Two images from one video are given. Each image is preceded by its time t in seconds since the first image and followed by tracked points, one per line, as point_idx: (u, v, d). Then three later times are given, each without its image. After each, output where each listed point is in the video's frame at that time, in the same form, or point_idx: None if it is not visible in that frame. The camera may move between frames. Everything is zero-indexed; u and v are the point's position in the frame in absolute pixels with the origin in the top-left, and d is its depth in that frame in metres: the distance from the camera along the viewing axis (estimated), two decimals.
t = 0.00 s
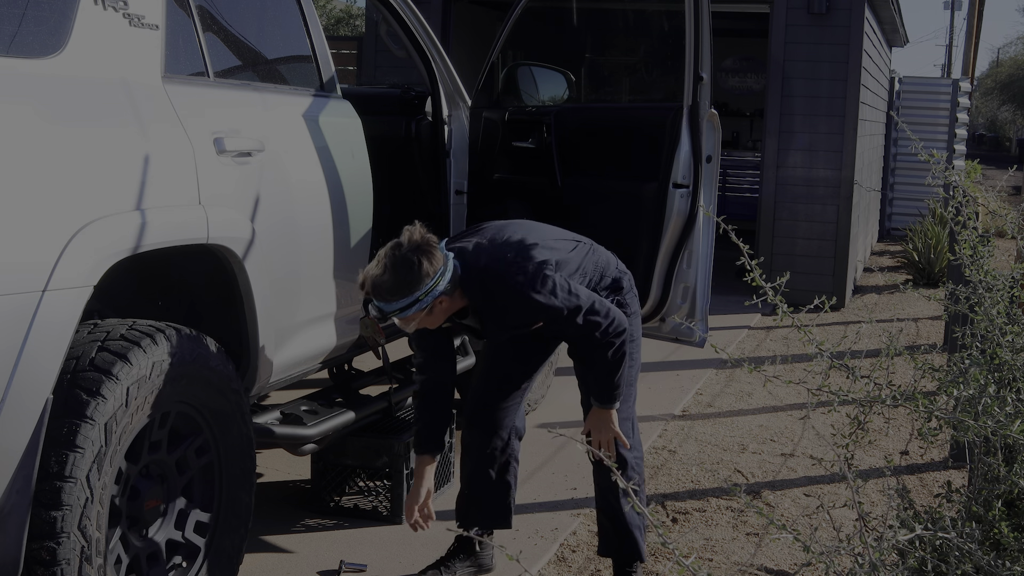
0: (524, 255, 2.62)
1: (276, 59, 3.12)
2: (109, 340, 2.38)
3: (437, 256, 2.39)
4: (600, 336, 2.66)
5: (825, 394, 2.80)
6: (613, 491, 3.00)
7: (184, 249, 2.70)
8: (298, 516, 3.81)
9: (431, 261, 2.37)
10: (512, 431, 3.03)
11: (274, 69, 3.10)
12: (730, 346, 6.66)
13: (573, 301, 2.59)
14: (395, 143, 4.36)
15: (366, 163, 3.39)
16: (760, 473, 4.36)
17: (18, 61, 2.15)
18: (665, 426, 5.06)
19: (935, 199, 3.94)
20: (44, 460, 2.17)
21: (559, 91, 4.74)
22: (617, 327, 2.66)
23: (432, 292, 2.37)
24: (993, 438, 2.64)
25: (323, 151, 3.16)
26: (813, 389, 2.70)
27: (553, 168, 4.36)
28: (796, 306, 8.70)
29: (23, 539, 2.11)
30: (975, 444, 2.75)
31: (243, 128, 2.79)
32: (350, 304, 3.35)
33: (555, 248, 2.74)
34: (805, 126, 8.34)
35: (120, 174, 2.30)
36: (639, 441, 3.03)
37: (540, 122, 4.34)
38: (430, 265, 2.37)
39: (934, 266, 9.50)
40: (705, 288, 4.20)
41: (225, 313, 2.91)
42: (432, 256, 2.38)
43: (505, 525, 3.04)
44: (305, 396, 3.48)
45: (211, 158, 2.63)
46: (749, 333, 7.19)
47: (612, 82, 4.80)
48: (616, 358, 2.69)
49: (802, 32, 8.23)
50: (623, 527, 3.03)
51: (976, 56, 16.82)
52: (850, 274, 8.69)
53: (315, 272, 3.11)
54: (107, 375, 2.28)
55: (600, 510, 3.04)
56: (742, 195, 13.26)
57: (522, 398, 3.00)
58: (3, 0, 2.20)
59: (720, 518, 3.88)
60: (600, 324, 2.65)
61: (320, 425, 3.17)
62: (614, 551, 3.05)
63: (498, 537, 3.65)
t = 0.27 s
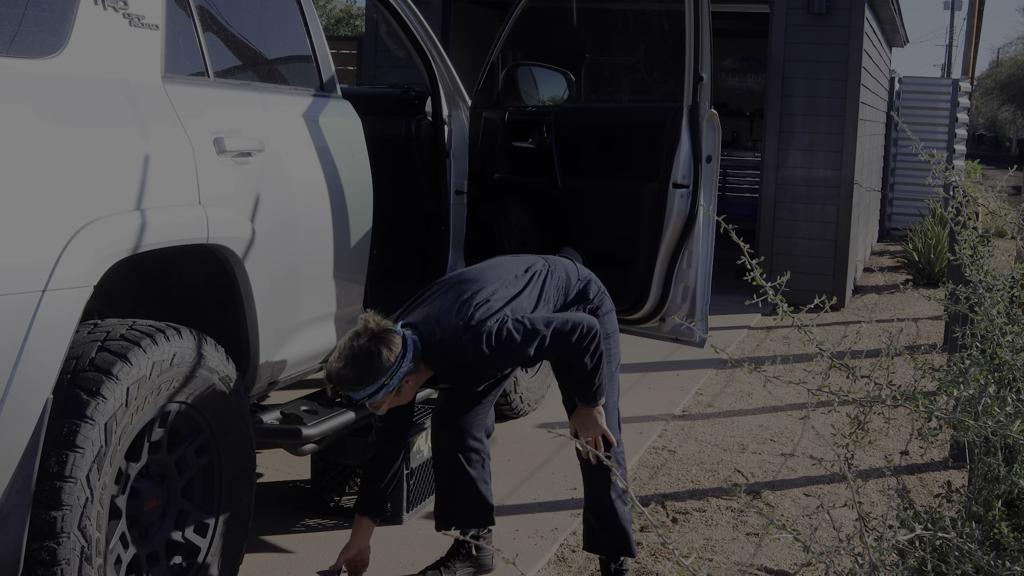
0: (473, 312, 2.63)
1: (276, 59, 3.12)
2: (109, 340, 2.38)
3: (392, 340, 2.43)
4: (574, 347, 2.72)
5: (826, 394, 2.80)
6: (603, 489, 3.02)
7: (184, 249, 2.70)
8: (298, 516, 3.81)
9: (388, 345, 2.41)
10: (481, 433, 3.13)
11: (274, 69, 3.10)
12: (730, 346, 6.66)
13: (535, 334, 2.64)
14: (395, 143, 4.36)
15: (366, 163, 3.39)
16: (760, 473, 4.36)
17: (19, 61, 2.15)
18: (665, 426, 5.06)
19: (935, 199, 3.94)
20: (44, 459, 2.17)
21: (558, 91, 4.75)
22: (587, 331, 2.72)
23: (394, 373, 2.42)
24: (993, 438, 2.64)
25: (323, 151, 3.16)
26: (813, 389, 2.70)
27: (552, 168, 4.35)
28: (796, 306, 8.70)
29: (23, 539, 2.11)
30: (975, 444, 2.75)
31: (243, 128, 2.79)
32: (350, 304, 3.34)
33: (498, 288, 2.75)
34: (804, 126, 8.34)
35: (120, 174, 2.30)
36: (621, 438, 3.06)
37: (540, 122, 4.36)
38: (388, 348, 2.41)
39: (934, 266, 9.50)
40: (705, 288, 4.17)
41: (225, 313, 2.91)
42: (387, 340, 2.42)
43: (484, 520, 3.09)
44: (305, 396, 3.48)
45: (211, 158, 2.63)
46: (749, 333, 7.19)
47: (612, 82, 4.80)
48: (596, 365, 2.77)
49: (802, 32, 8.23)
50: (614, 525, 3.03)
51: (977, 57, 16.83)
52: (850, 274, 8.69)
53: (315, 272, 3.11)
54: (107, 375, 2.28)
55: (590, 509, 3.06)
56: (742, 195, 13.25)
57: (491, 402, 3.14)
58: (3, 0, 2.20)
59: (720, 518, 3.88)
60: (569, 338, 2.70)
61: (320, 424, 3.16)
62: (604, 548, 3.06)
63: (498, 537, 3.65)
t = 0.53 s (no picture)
0: (460, 304, 2.63)
1: (276, 59, 3.12)
2: (109, 340, 2.38)
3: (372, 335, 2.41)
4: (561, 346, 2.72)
5: (826, 394, 2.80)
6: (596, 488, 3.02)
7: (184, 249, 2.70)
8: (298, 516, 3.81)
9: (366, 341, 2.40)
10: (480, 431, 3.12)
11: (274, 69, 3.10)
12: (730, 346, 6.66)
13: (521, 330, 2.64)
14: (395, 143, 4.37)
15: (366, 163, 3.39)
16: (760, 473, 4.36)
17: (19, 62, 2.15)
18: (665, 426, 5.06)
19: (935, 199, 3.94)
20: (44, 459, 2.17)
21: (559, 91, 4.76)
22: (574, 330, 2.73)
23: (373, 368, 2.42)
24: (993, 438, 2.64)
25: (323, 151, 3.16)
26: (813, 389, 2.70)
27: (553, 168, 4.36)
28: (796, 306, 8.70)
29: (23, 539, 2.11)
30: (975, 444, 2.75)
31: (243, 128, 2.79)
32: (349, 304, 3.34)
33: (486, 282, 2.75)
34: (804, 126, 8.34)
35: (120, 174, 2.30)
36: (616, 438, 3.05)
37: (540, 122, 4.36)
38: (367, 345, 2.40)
39: (934, 266, 9.50)
40: (705, 288, 4.17)
41: (225, 312, 2.91)
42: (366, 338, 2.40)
43: (481, 520, 3.10)
44: (305, 396, 3.48)
45: (211, 158, 2.63)
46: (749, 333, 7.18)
47: (611, 82, 4.78)
48: (584, 364, 2.75)
49: (802, 32, 8.23)
50: (609, 523, 3.03)
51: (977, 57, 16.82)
52: (850, 274, 8.69)
53: (315, 272, 3.11)
54: (107, 375, 2.28)
55: (586, 509, 3.06)
56: (742, 195, 13.25)
57: (491, 399, 3.12)
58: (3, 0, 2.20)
59: (720, 518, 3.88)
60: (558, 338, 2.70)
61: (320, 424, 3.16)
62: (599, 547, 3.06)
63: (499, 537, 3.65)
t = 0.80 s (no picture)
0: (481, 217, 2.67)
1: (276, 59, 3.12)
2: (109, 340, 2.38)
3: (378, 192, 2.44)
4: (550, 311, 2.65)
5: (826, 394, 2.80)
6: (587, 486, 3.02)
7: (184, 249, 2.70)
8: (298, 516, 3.81)
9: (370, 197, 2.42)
10: (493, 431, 3.11)
11: (274, 69, 3.10)
12: (730, 346, 6.66)
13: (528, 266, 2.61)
14: (395, 143, 4.37)
15: (366, 163, 3.39)
16: (760, 473, 4.36)
17: (19, 62, 2.15)
18: (665, 426, 5.06)
19: (935, 199, 3.94)
20: (44, 460, 2.17)
21: (559, 92, 4.77)
22: (567, 299, 2.65)
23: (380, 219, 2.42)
24: (993, 438, 2.64)
25: (323, 151, 3.16)
26: (813, 389, 2.70)
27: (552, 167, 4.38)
28: (796, 306, 8.70)
29: (23, 539, 2.11)
30: (975, 444, 2.75)
31: (243, 128, 2.79)
32: (349, 304, 3.34)
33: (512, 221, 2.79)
34: (804, 126, 8.34)
35: (119, 174, 2.30)
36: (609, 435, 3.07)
37: (540, 122, 4.36)
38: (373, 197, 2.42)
39: (934, 266, 9.50)
40: (705, 288, 4.13)
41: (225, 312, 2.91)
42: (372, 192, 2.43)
43: (490, 521, 3.11)
44: (305, 395, 3.48)
45: (211, 158, 2.63)
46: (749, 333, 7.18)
47: (611, 82, 4.70)
48: (563, 335, 2.68)
49: (802, 32, 8.23)
50: (602, 522, 3.04)
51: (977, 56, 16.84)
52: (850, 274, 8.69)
53: (315, 272, 3.11)
54: (107, 375, 2.28)
55: (579, 508, 3.05)
56: (742, 195, 13.25)
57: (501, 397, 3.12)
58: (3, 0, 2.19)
59: (720, 518, 3.88)
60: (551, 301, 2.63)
61: (320, 424, 3.17)
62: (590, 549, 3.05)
63: (499, 537, 3.65)
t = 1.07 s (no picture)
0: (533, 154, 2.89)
1: (276, 59, 3.12)
2: (109, 340, 2.38)
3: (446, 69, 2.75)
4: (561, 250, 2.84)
5: (826, 394, 2.80)
6: (565, 479, 2.96)
7: (184, 249, 2.70)
8: (298, 516, 3.81)
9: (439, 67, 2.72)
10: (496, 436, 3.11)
11: (274, 69, 3.10)
12: (730, 346, 6.66)
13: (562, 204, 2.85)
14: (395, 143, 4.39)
15: (366, 163, 3.39)
16: (760, 473, 4.36)
17: (19, 62, 2.15)
18: (665, 426, 5.06)
19: (935, 199, 3.94)
20: (44, 459, 2.17)
21: (559, 92, 4.76)
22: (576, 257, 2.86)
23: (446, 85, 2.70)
24: (993, 438, 2.64)
25: (323, 151, 3.16)
26: (813, 389, 2.70)
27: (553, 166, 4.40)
28: (797, 306, 8.69)
29: (23, 540, 2.11)
30: (975, 444, 2.75)
31: (243, 128, 2.79)
32: (350, 304, 3.34)
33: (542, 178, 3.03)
34: (804, 126, 8.34)
35: (119, 174, 2.30)
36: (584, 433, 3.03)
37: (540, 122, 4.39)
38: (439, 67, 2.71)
39: (934, 266, 9.50)
40: (705, 288, 4.08)
41: (225, 312, 2.91)
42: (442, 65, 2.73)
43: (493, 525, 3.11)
44: (305, 395, 3.48)
45: (211, 158, 2.63)
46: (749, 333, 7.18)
47: (611, 82, 4.79)
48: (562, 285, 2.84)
49: (802, 32, 8.23)
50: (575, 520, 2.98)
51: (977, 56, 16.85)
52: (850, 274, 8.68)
53: (315, 273, 3.11)
54: (107, 375, 2.28)
55: (552, 500, 2.98)
56: (742, 195, 13.25)
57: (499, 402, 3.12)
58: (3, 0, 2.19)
59: (721, 518, 3.88)
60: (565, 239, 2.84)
61: (320, 425, 3.17)
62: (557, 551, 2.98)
63: (499, 537, 3.65)
